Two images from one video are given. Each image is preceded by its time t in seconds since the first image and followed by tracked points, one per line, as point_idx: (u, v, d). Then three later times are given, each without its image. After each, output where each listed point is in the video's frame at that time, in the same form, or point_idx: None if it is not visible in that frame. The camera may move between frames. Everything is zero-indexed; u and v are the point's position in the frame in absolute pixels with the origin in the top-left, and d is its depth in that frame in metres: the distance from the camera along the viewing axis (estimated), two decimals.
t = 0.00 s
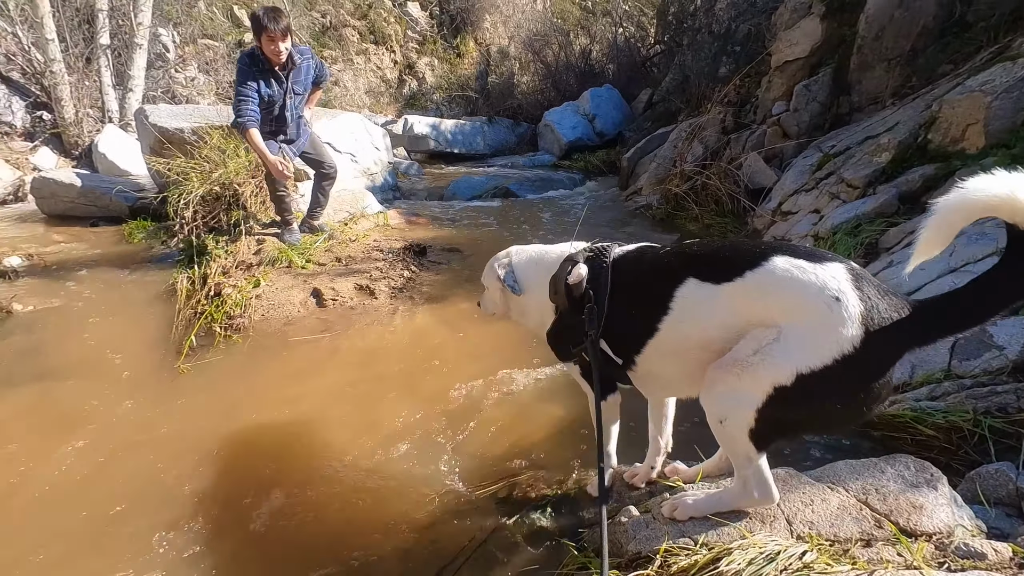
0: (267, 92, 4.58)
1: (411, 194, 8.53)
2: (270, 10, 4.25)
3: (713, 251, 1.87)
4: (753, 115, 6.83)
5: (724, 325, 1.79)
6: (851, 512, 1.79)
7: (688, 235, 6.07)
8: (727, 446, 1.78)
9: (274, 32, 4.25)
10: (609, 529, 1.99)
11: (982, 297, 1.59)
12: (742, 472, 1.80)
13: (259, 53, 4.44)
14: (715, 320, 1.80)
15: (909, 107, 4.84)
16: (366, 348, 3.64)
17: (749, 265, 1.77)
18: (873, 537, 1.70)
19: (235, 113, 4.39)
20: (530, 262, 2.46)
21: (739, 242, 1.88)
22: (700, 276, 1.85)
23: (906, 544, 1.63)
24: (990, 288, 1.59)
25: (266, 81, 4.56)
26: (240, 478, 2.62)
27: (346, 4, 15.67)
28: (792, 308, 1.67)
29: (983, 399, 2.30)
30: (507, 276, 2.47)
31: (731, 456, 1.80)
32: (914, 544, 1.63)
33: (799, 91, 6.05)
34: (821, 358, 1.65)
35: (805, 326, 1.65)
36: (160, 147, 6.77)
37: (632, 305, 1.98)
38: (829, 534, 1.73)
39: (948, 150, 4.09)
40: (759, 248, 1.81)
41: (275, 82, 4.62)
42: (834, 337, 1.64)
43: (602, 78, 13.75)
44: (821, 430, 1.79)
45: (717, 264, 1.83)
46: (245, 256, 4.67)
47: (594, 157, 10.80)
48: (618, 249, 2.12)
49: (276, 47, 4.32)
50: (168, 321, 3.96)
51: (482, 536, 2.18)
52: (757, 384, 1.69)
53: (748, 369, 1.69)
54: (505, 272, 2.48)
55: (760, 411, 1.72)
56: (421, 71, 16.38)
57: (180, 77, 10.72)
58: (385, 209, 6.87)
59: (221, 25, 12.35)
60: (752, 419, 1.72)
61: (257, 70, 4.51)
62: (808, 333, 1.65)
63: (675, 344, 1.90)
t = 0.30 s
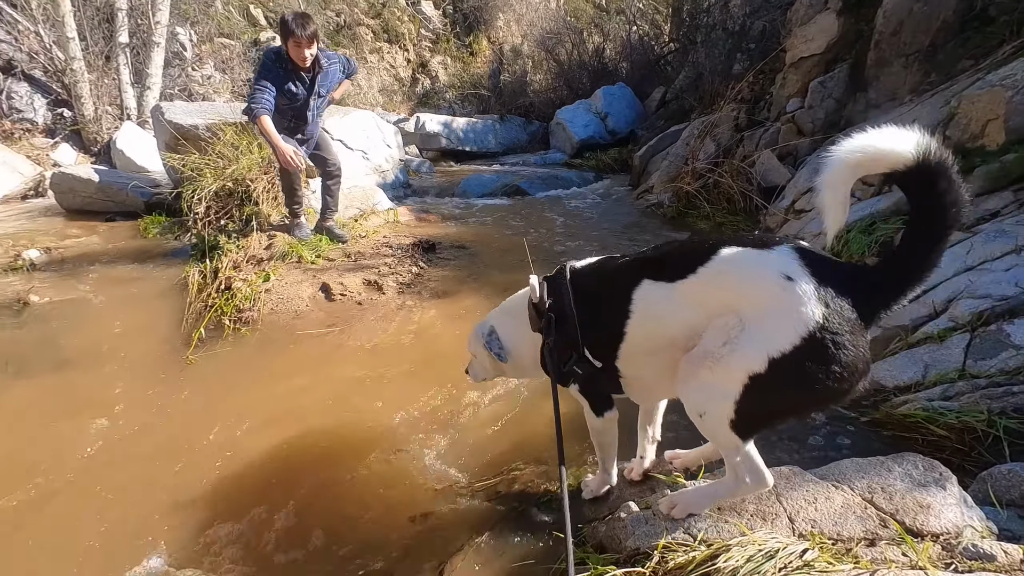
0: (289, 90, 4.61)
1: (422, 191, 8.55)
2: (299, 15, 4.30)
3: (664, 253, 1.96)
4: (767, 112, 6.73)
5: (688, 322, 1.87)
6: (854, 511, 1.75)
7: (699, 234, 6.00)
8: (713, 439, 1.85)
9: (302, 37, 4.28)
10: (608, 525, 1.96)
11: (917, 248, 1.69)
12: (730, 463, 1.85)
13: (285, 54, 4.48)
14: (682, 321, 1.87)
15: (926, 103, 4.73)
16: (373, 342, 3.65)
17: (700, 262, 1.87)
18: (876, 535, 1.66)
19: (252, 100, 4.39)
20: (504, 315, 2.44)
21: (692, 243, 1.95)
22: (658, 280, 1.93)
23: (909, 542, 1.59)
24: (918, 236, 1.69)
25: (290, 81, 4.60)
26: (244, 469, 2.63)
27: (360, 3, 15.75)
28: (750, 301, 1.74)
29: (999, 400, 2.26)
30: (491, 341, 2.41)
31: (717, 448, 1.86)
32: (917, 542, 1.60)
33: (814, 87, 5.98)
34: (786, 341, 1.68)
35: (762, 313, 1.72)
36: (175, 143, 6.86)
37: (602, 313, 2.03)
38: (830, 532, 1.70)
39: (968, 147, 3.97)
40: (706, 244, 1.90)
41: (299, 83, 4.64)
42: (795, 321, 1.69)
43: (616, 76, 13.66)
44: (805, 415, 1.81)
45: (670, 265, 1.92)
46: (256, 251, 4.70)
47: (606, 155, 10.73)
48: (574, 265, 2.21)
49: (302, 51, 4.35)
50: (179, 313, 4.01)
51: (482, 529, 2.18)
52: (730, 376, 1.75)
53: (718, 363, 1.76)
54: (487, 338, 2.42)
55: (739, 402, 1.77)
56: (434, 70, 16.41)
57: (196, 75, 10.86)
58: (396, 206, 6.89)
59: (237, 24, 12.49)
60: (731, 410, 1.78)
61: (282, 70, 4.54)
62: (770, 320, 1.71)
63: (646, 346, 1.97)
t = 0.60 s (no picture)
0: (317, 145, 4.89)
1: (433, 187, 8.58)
2: (329, 80, 4.54)
3: (667, 261, 2.00)
4: (783, 109, 6.65)
5: (687, 328, 1.89)
6: (862, 516, 1.74)
7: (712, 232, 5.96)
8: (705, 439, 1.86)
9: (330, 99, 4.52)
10: (615, 524, 1.97)
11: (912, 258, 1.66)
12: (719, 466, 1.87)
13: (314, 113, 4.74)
14: (680, 323, 1.91)
15: (946, 100, 4.65)
16: (384, 338, 3.69)
17: (702, 270, 1.91)
18: (883, 540, 1.66)
19: (286, 154, 4.62)
20: (488, 332, 2.39)
21: (694, 253, 2.01)
22: (663, 285, 1.96)
23: (917, 549, 1.59)
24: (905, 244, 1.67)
25: (320, 137, 4.91)
26: (260, 463, 2.68)
27: None
28: (746, 305, 1.79)
29: (1015, 406, 2.23)
30: (479, 360, 2.33)
31: (709, 449, 1.87)
32: (925, 549, 1.59)
33: (831, 84, 5.88)
34: (781, 343, 1.73)
35: (760, 318, 1.76)
36: (191, 139, 6.96)
37: (609, 318, 2.04)
38: (837, 536, 1.69)
39: (989, 146, 3.91)
40: (710, 254, 1.95)
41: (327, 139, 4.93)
42: (789, 327, 1.74)
43: (630, 71, 13.54)
44: (798, 420, 1.85)
45: (675, 272, 1.95)
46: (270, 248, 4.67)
47: (619, 151, 10.67)
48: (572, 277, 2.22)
49: (329, 111, 4.59)
50: (194, 308, 4.08)
51: (492, 526, 2.20)
52: (724, 377, 1.77)
53: (714, 364, 1.78)
54: (475, 357, 2.35)
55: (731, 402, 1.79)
56: (447, 65, 16.40)
57: (212, 70, 10.97)
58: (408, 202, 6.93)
59: (252, 19, 12.57)
60: (724, 410, 1.80)
61: (311, 126, 4.82)
62: (764, 326, 1.75)
63: (646, 352, 1.99)
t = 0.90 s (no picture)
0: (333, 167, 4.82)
1: (445, 182, 8.59)
2: (346, 104, 4.46)
3: (693, 263, 2.05)
4: (800, 104, 6.56)
5: (724, 319, 1.91)
6: (887, 518, 1.73)
7: (726, 228, 5.91)
8: (739, 429, 1.86)
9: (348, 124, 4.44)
10: (634, 522, 1.98)
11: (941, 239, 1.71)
12: (746, 461, 1.87)
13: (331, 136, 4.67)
14: (716, 315, 1.92)
15: (971, 94, 4.55)
16: (400, 332, 3.73)
17: (736, 265, 1.95)
18: (909, 543, 1.65)
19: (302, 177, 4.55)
20: (505, 351, 2.32)
21: (722, 253, 2.04)
22: (700, 283, 1.98)
23: (943, 554, 1.58)
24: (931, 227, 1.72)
25: (338, 158, 4.85)
26: (282, 456, 2.73)
27: None
28: (785, 291, 1.83)
29: None
30: (499, 380, 2.24)
31: (739, 443, 1.86)
32: (952, 554, 1.58)
33: (851, 77, 5.76)
34: (821, 325, 1.77)
35: (799, 303, 1.80)
36: (207, 132, 7.01)
37: (639, 330, 2.06)
38: (861, 538, 1.69)
39: (1015, 143, 3.85)
40: (741, 251, 1.99)
41: (343, 161, 4.87)
42: (828, 310, 1.78)
43: (643, 64, 13.41)
44: (827, 405, 1.88)
45: (706, 273, 1.99)
46: (284, 241, 4.69)
47: (632, 146, 10.59)
48: (595, 295, 2.23)
49: (347, 136, 4.51)
50: (212, 301, 4.12)
51: (511, 523, 2.23)
52: (764, 362, 1.79)
53: (754, 348, 1.81)
54: (493, 377, 2.25)
55: (769, 388, 1.81)
56: (459, 59, 16.34)
57: (226, 64, 11.02)
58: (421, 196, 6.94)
59: (265, 13, 12.60)
60: (762, 397, 1.81)
61: (327, 149, 4.77)
62: (804, 310, 1.79)
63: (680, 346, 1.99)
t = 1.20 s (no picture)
0: (343, 155, 4.81)
1: (455, 175, 8.61)
2: (356, 90, 4.51)
3: (699, 259, 2.06)
4: (812, 97, 6.51)
5: (725, 305, 1.94)
6: (892, 501, 1.75)
7: (736, 222, 5.89)
8: (746, 412, 1.90)
9: (357, 109, 4.47)
10: (641, 505, 2.01)
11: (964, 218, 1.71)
12: (752, 443, 1.91)
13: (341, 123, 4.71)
14: (716, 303, 1.95)
15: (986, 87, 4.49)
16: (410, 322, 3.77)
17: (733, 255, 1.97)
18: (914, 524, 1.67)
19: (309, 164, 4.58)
20: (496, 319, 2.41)
21: (721, 245, 2.06)
22: (700, 277, 2.01)
23: (948, 534, 1.60)
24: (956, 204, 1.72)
25: (347, 146, 4.83)
26: (296, 440, 2.78)
27: None
28: (783, 275, 1.85)
29: None
30: (481, 343, 2.37)
31: (745, 425, 1.91)
32: (957, 535, 1.60)
33: (864, 71, 5.68)
34: (822, 306, 1.79)
35: (798, 288, 1.82)
36: (219, 125, 7.08)
37: (643, 318, 2.10)
38: (866, 520, 1.71)
39: None
40: (740, 242, 2.01)
41: (353, 149, 4.85)
42: (827, 291, 1.80)
43: (653, 58, 13.32)
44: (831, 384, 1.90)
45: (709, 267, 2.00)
46: (294, 232, 4.73)
47: (641, 140, 10.55)
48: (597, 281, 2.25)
49: (356, 121, 4.54)
50: (226, 291, 4.19)
51: (519, 507, 2.27)
52: (767, 345, 1.84)
53: (756, 333, 1.85)
54: (477, 338, 2.38)
55: (773, 370, 1.85)
56: (468, 52, 16.31)
57: (237, 58, 11.09)
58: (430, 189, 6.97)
59: (276, 6, 12.64)
60: (767, 378, 1.85)
61: (338, 137, 4.78)
62: (804, 292, 1.81)
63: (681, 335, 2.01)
